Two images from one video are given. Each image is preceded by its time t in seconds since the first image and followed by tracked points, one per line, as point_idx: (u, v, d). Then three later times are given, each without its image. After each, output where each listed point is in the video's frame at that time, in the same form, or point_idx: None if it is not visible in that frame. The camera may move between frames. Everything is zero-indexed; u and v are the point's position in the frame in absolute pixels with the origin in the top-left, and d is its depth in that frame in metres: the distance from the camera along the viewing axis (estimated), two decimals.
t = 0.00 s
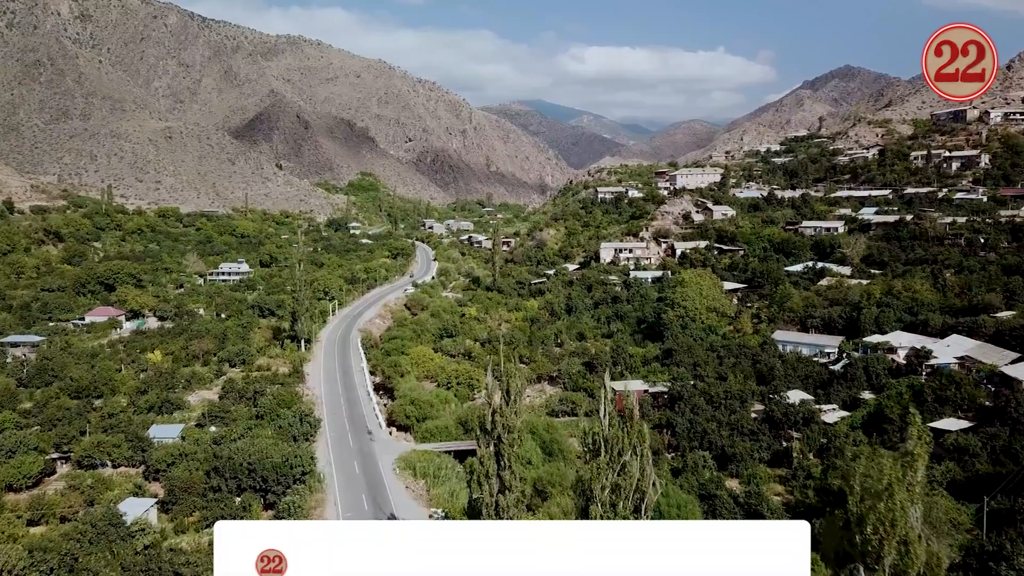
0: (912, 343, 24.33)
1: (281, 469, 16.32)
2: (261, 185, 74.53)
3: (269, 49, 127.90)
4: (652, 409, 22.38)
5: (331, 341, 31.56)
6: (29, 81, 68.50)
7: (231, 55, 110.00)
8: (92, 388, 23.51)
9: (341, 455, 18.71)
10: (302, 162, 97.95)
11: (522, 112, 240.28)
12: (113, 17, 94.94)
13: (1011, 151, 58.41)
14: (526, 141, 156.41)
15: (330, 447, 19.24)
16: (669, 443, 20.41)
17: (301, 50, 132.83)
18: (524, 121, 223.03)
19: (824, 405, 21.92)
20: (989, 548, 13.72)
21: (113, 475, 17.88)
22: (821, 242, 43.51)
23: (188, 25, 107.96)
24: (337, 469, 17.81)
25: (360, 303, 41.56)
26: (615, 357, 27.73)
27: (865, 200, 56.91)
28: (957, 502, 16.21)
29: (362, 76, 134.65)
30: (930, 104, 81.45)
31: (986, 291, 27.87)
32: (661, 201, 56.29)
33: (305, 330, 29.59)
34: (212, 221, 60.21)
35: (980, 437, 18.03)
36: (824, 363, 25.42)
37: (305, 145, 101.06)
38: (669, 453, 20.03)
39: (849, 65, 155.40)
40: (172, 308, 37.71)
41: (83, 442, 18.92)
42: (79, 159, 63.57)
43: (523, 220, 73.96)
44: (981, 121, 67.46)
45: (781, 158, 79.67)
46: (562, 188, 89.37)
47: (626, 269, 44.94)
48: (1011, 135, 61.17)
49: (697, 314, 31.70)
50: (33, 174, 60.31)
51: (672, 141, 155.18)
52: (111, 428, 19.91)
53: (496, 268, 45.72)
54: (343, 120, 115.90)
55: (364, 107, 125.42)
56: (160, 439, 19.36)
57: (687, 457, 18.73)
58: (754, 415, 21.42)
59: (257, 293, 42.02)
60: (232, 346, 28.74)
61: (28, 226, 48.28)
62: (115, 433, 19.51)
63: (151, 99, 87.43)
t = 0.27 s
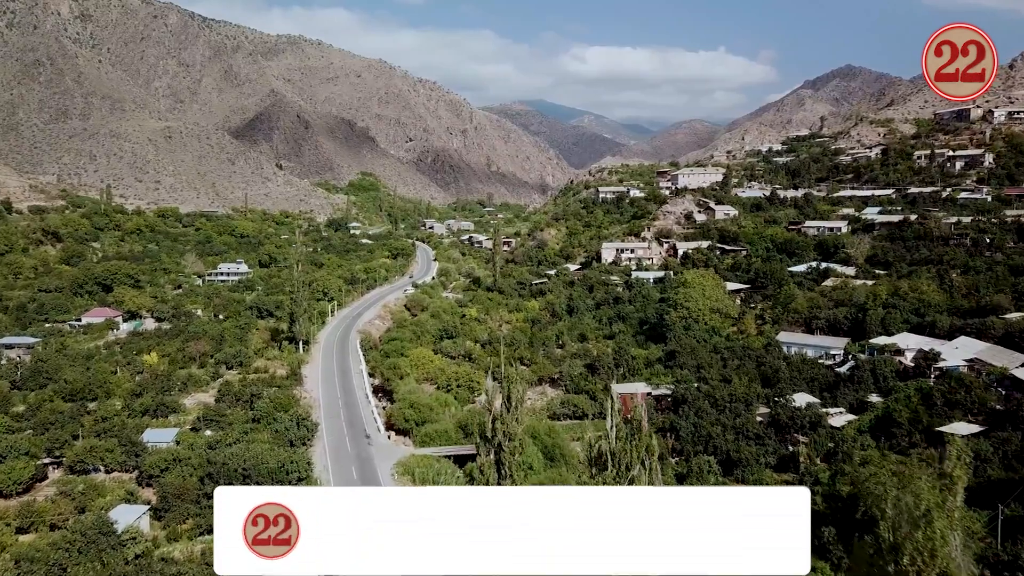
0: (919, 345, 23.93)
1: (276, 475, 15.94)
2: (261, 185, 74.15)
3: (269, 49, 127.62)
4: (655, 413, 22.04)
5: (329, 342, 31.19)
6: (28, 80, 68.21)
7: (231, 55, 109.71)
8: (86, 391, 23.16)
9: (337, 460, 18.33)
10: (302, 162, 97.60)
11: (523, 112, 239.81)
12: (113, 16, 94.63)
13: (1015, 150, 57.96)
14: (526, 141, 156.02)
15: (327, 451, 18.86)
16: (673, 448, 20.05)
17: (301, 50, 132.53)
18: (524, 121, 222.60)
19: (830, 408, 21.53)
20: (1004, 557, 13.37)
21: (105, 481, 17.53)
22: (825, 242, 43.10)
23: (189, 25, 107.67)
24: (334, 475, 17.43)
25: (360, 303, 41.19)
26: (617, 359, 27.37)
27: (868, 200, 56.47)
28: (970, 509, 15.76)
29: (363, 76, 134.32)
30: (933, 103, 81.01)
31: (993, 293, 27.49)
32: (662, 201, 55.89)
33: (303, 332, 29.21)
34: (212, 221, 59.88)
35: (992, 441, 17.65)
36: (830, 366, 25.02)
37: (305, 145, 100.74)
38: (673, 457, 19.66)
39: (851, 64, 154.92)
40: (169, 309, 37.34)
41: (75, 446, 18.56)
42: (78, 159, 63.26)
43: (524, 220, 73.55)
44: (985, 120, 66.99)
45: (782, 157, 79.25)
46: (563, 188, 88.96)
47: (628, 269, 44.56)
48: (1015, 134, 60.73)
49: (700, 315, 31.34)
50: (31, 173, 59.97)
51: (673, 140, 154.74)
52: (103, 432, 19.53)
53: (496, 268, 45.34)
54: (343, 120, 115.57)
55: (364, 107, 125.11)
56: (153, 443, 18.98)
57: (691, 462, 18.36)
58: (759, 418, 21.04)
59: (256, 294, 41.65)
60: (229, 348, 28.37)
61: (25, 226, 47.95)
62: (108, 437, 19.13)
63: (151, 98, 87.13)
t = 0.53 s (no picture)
0: (927, 347, 23.52)
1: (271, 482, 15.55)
2: (261, 185, 73.77)
3: (270, 49, 127.30)
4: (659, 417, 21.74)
5: (328, 344, 30.83)
6: (28, 80, 67.95)
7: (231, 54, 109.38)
8: (81, 394, 22.80)
9: (335, 465, 17.99)
10: (302, 162, 97.22)
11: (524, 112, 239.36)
12: (114, 16, 94.44)
13: (1020, 149, 57.48)
14: (527, 140, 155.59)
15: (324, 455, 18.53)
16: (677, 452, 19.72)
17: (302, 50, 132.22)
18: (524, 120, 222.11)
19: (837, 411, 21.13)
20: None
21: (97, 486, 17.18)
22: (829, 242, 42.68)
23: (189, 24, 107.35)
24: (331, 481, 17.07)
25: (359, 304, 40.85)
26: (620, 362, 26.98)
27: (872, 199, 56.03)
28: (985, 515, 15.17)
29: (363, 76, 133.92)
30: (936, 103, 80.53)
31: (1002, 294, 27.03)
32: (664, 201, 55.49)
33: (301, 333, 28.81)
34: (211, 221, 59.53)
35: (1004, 446, 17.21)
36: (836, 368, 24.61)
37: (305, 144, 100.33)
38: (677, 462, 19.30)
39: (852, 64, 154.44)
40: (167, 310, 36.99)
41: (68, 451, 18.19)
42: (77, 158, 62.92)
43: (525, 219, 73.13)
44: (989, 119, 66.56)
45: (784, 157, 78.80)
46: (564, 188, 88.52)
47: (630, 270, 44.16)
48: (1019, 133, 60.30)
49: (704, 316, 30.95)
50: (31, 173, 59.62)
51: (673, 139, 154.27)
52: (97, 437, 19.18)
53: (497, 269, 44.95)
54: (343, 119, 115.21)
55: (364, 107, 124.78)
56: (147, 448, 18.63)
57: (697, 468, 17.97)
58: (764, 422, 20.66)
59: (255, 295, 41.26)
60: (226, 349, 28.01)
61: (24, 226, 47.63)
62: (101, 441, 18.77)
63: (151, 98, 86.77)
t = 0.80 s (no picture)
0: (935, 349, 23.14)
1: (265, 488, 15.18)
2: (261, 185, 73.37)
3: (270, 49, 126.96)
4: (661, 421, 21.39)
5: (326, 346, 30.50)
6: (27, 80, 67.66)
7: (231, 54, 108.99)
8: (75, 398, 22.45)
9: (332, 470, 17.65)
10: (302, 162, 96.82)
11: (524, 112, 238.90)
12: (113, 16, 94.20)
13: None
14: (528, 140, 155.17)
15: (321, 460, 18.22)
16: (681, 456, 19.36)
17: (302, 49, 131.86)
18: (525, 120, 221.61)
19: (844, 416, 20.75)
20: None
21: (89, 492, 16.84)
22: (832, 243, 42.28)
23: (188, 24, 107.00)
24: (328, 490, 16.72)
25: (359, 305, 40.57)
26: (622, 364, 26.60)
27: (875, 199, 55.60)
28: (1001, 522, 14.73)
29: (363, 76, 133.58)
30: (939, 102, 80.07)
31: (1011, 295, 26.62)
32: (666, 201, 55.09)
33: (299, 335, 28.44)
34: (210, 221, 59.17)
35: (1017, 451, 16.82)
36: (842, 371, 24.25)
37: (305, 144, 99.92)
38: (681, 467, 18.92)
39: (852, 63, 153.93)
40: (164, 312, 36.61)
41: (59, 457, 17.85)
42: (76, 159, 62.61)
43: (525, 220, 72.67)
44: (992, 119, 66.14)
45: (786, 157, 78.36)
46: (565, 188, 88.07)
47: (632, 270, 43.77)
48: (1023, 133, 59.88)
49: (707, 317, 30.56)
50: (29, 173, 59.28)
51: (674, 139, 153.73)
52: (89, 441, 18.82)
53: (498, 269, 44.56)
54: (343, 119, 114.86)
55: (365, 107, 124.42)
56: (141, 453, 18.31)
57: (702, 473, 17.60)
58: (769, 426, 20.31)
59: (253, 296, 40.88)
60: (223, 352, 27.68)
61: (22, 227, 47.29)
62: (93, 446, 18.42)
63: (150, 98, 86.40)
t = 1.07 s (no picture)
0: (943, 351, 22.75)
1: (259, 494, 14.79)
2: (260, 185, 72.99)
3: (270, 48, 126.61)
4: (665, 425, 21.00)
5: (324, 348, 30.06)
6: (26, 79, 67.33)
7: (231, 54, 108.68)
8: (68, 401, 22.06)
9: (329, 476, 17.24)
10: (302, 162, 96.44)
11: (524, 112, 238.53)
12: (113, 16, 93.92)
13: None
14: (528, 140, 154.77)
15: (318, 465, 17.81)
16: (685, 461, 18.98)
17: (301, 49, 131.51)
18: (524, 120, 221.36)
19: (852, 419, 20.33)
20: None
21: (80, 499, 16.46)
22: (835, 243, 41.88)
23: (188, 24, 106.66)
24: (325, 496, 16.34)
25: (358, 305, 40.17)
26: (625, 366, 26.20)
27: (878, 199, 55.19)
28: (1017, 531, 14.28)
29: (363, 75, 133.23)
30: (941, 101, 79.67)
31: (1019, 296, 26.20)
32: (667, 200, 54.70)
33: (297, 337, 28.05)
34: (209, 221, 58.82)
35: None
36: (848, 373, 23.86)
37: (305, 144, 99.53)
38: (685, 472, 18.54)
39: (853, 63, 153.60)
40: (161, 313, 36.27)
41: (50, 462, 17.45)
42: (75, 158, 62.28)
43: (525, 220, 72.36)
44: (996, 118, 65.73)
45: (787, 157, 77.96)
46: (565, 188, 87.71)
47: (633, 271, 43.39)
48: None
49: (710, 319, 30.11)
50: (28, 173, 58.93)
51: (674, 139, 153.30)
52: (81, 447, 18.44)
53: (498, 269, 44.18)
54: (343, 119, 114.49)
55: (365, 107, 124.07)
56: (134, 458, 17.93)
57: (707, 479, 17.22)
58: (775, 431, 19.92)
59: (251, 296, 40.50)
60: (219, 354, 27.31)
61: (19, 227, 46.92)
62: (85, 451, 18.03)
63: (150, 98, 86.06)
